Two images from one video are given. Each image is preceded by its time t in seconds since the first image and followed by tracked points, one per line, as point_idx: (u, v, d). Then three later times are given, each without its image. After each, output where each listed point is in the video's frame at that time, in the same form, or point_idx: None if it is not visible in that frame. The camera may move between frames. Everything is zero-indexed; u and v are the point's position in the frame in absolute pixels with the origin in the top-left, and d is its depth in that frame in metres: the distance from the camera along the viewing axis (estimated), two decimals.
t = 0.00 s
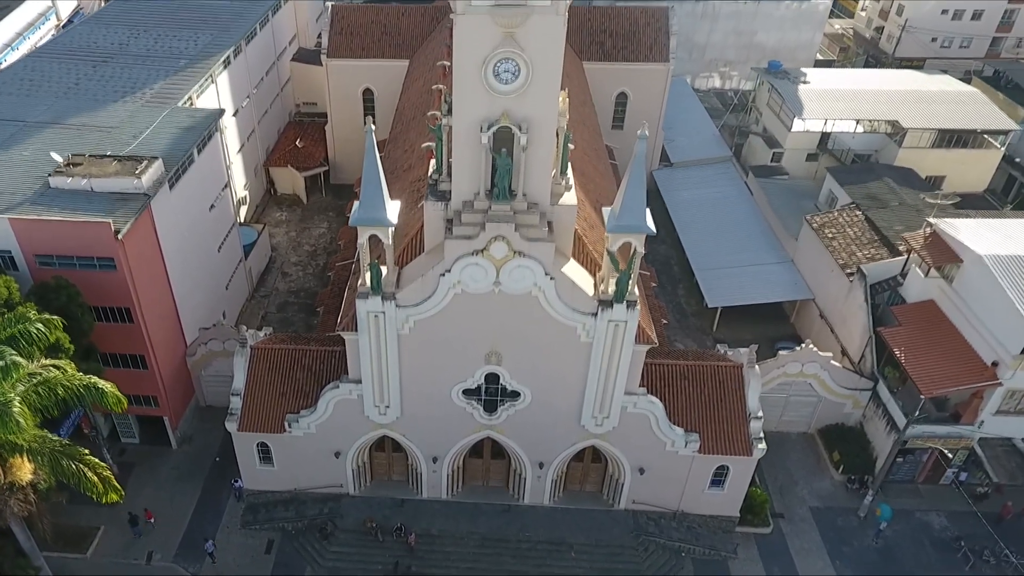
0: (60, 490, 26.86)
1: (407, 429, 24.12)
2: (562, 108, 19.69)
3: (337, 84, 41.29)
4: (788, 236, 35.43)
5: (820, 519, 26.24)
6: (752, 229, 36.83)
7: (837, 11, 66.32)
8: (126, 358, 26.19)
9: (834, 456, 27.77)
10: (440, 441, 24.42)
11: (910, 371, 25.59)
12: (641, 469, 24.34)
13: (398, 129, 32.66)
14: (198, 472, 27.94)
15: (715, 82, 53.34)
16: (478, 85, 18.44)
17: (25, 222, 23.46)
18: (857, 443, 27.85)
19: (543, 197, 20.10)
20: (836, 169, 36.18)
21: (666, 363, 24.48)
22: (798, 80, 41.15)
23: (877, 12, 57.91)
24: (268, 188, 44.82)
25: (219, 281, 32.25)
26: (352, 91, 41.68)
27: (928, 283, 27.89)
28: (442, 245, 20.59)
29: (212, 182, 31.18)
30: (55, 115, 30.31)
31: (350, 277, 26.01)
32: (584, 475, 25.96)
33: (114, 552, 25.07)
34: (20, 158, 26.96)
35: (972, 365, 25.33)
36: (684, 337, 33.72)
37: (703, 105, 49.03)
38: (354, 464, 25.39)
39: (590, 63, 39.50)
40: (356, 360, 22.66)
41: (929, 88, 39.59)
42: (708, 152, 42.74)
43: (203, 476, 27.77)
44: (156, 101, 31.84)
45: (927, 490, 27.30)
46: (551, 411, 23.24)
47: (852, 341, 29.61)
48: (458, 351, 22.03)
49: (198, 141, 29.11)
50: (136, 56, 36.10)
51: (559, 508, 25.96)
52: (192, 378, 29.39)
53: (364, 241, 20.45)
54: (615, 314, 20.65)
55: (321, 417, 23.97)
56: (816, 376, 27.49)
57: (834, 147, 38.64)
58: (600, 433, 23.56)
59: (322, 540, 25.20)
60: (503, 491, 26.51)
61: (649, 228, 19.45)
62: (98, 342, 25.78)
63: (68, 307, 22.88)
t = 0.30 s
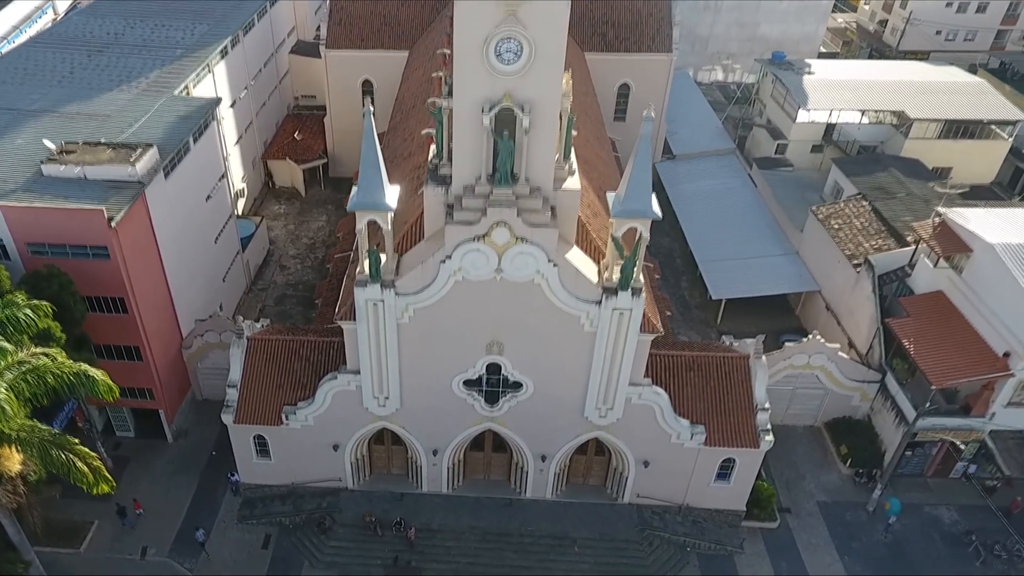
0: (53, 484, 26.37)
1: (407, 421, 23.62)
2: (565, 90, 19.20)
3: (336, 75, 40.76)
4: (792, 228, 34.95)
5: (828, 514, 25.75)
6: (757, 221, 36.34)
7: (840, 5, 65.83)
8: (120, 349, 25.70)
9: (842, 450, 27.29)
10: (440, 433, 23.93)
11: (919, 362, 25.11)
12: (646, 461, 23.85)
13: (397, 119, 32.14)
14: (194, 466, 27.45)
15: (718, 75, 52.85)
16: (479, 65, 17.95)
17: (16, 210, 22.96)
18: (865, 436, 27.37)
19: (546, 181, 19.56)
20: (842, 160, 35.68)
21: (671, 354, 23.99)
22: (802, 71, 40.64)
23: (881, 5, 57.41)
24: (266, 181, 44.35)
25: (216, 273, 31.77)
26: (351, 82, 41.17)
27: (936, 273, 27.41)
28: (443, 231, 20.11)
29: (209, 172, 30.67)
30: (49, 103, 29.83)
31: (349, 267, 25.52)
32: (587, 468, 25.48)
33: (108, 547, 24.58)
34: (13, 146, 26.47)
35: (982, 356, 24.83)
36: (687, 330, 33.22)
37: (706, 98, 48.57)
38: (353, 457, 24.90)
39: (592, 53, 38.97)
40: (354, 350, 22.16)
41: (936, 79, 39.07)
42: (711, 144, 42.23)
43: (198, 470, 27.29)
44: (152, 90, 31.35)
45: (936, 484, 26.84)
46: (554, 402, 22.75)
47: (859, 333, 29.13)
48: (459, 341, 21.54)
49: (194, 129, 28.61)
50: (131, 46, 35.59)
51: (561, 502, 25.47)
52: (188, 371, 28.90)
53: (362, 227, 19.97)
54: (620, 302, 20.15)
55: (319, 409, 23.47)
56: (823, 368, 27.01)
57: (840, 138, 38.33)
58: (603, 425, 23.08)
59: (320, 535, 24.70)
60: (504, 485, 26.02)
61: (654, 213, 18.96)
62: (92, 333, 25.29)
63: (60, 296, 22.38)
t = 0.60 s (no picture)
0: (47, 478, 25.87)
1: (407, 413, 23.10)
2: (570, 71, 18.69)
3: (335, 65, 40.21)
4: (798, 220, 34.44)
5: (837, 508, 25.25)
6: (761, 213, 35.84)
7: None
8: (114, 340, 25.18)
9: (850, 444, 26.78)
10: (441, 426, 23.41)
11: (930, 353, 24.60)
12: (651, 454, 23.33)
13: (397, 108, 31.61)
14: (191, 460, 26.94)
15: (721, 68, 52.34)
16: (481, 43, 17.40)
17: (7, 196, 22.45)
18: (874, 429, 26.85)
19: (550, 164, 19.05)
20: (847, 151, 35.17)
21: (676, 344, 23.47)
22: (807, 61, 40.14)
23: None
24: (264, 174, 43.86)
25: (212, 265, 31.25)
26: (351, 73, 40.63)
27: (947, 264, 26.88)
28: (444, 217, 19.60)
29: (205, 161, 30.15)
30: (43, 91, 29.29)
31: (347, 256, 25.00)
32: (591, 462, 24.96)
33: (102, 542, 24.08)
34: (4, 133, 25.97)
35: (995, 348, 24.30)
36: (692, 322, 32.72)
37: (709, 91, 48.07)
38: (352, 451, 24.38)
39: (594, 44, 38.41)
40: (353, 340, 21.63)
41: (943, 69, 38.56)
42: (715, 136, 41.71)
43: (194, 464, 26.77)
44: (148, 78, 30.83)
45: (946, 478, 26.33)
46: (557, 393, 22.24)
47: (867, 324, 28.61)
48: (461, 330, 21.02)
49: (190, 117, 28.08)
50: (127, 35, 35.06)
51: (564, 496, 24.95)
52: (184, 363, 28.38)
53: (361, 213, 19.44)
54: (626, 290, 19.64)
55: (317, 401, 22.94)
56: (832, 360, 26.51)
57: (846, 129, 37.72)
58: (608, 417, 22.57)
59: (318, 530, 24.18)
60: (506, 479, 25.50)
61: (661, 197, 18.45)
62: (85, 323, 24.76)
63: (51, 284, 21.87)
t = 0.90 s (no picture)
0: (39, 473, 25.34)
1: (407, 405, 22.58)
2: (575, 51, 18.17)
3: (334, 56, 39.66)
4: (804, 211, 33.92)
5: (846, 504, 24.73)
6: (767, 205, 35.31)
7: None
8: (109, 332, 24.65)
9: (860, 438, 26.26)
10: (442, 418, 22.88)
11: (942, 345, 24.12)
12: (657, 448, 22.80)
13: (397, 97, 31.08)
14: (187, 454, 26.43)
15: (724, 61, 51.81)
16: (484, 22, 16.88)
17: None
18: (883, 423, 26.34)
19: (555, 148, 18.53)
20: (854, 142, 34.64)
21: (683, 335, 22.95)
22: (813, 52, 39.61)
23: None
24: (263, 168, 43.36)
25: (209, 256, 30.71)
26: (350, 65, 40.08)
27: (958, 254, 26.35)
28: (445, 202, 19.10)
29: (202, 151, 29.61)
30: (36, 80, 28.72)
31: (346, 246, 24.46)
32: (595, 456, 24.43)
33: (96, 537, 23.56)
34: None
35: (1008, 339, 23.78)
36: (697, 315, 32.19)
37: (712, 83, 47.54)
38: (351, 444, 23.83)
39: (597, 35, 37.86)
40: (352, 330, 21.10)
41: (950, 60, 38.03)
42: (719, 128, 41.15)
43: (191, 459, 26.24)
44: (143, 67, 30.27)
45: (958, 473, 25.82)
46: (561, 385, 21.70)
47: (876, 317, 28.09)
48: (463, 319, 20.50)
49: (186, 105, 27.53)
50: (123, 24, 34.50)
51: (568, 491, 24.41)
52: (180, 356, 27.85)
53: (361, 198, 18.92)
54: (632, 277, 19.12)
55: (315, 394, 22.41)
56: (841, 353, 26.00)
57: (852, 121, 37.25)
58: (613, 409, 22.05)
59: (317, 525, 23.65)
60: (509, 474, 24.97)
61: (669, 181, 17.94)
62: (78, 315, 24.21)
63: (43, 273, 21.32)
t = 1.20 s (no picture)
0: (32, 468, 24.80)
1: (408, 398, 22.03)
2: (581, 31, 17.60)
3: (333, 47, 39.08)
4: (811, 203, 33.35)
5: (857, 499, 24.18)
6: (773, 197, 34.75)
7: None
8: (102, 324, 24.09)
9: (870, 432, 25.72)
10: (444, 411, 22.32)
11: (955, 337, 23.56)
12: (664, 442, 22.25)
13: (397, 87, 30.51)
14: (183, 449, 25.88)
15: (728, 54, 51.28)
16: None
17: None
18: (894, 417, 25.80)
19: (560, 131, 17.96)
20: (862, 133, 34.08)
21: (691, 327, 22.39)
22: (820, 43, 39.04)
23: None
24: (262, 161, 42.81)
25: (206, 248, 30.15)
26: (350, 56, 39.50)
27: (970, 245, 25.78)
28: (447, 188, 18.55)
29: (198, 141, 29.06)
30: (29, 68, 28.16)
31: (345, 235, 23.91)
32: (600, 451, 23.88)
33: (88, 533, 23.01)
34: None
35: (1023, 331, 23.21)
36: (702, 309, 31.64)
37: (717, 76, 46.99)
38: (350, 438, 23.28)
39: (600, 25, 37.29)
40: (351, 320, 20.54)
41: (960, 50, 37.43)
42: (724, 121, 40.54)
43: (187, 454, 25.69)
44: (139, 55, 29.70)
45: (970, 468, 25.27)
46: (565, 377, 21.15)
47: (886, 309, 27.54)
48: (465, 309, 19.95)
49: (182, 93, 26.96)
50: (119, 13, 33.93)
51: (573, 486, 23.86)
52: (176, 349, 27.30)
53: (360, 182, 18.36)
54: (640, 265, 18.57)
55: (313, 386, 21.85)
56: (851, 345, 25.48)
57: (859, 112, 36.85)
58: (619, 402, 21.49)
59: (316, 521, 23.10)
60: (512, 468, 24.43)
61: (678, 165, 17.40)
62: (71, 305, 23.64)
63: (33, 261, 20.74)
